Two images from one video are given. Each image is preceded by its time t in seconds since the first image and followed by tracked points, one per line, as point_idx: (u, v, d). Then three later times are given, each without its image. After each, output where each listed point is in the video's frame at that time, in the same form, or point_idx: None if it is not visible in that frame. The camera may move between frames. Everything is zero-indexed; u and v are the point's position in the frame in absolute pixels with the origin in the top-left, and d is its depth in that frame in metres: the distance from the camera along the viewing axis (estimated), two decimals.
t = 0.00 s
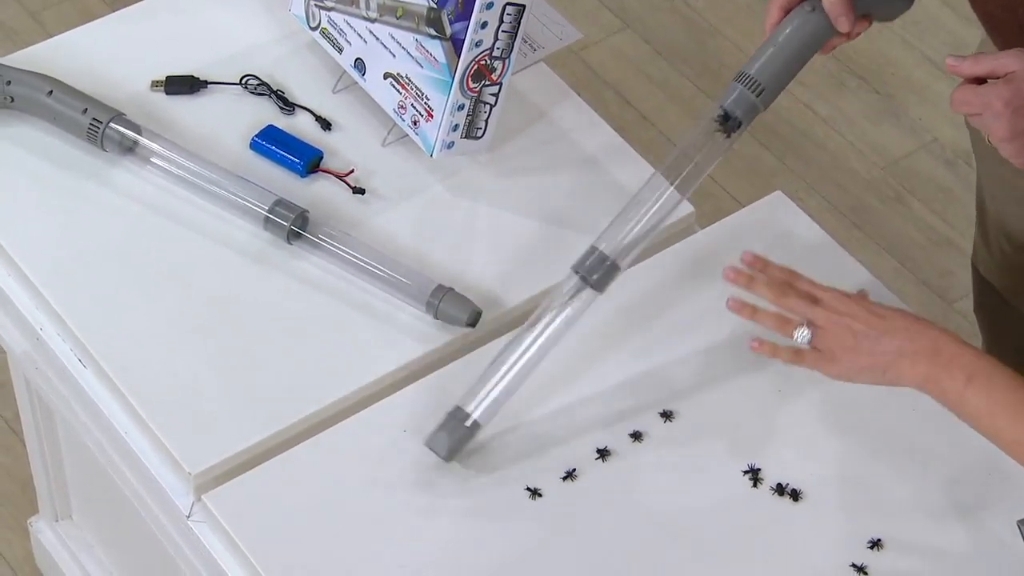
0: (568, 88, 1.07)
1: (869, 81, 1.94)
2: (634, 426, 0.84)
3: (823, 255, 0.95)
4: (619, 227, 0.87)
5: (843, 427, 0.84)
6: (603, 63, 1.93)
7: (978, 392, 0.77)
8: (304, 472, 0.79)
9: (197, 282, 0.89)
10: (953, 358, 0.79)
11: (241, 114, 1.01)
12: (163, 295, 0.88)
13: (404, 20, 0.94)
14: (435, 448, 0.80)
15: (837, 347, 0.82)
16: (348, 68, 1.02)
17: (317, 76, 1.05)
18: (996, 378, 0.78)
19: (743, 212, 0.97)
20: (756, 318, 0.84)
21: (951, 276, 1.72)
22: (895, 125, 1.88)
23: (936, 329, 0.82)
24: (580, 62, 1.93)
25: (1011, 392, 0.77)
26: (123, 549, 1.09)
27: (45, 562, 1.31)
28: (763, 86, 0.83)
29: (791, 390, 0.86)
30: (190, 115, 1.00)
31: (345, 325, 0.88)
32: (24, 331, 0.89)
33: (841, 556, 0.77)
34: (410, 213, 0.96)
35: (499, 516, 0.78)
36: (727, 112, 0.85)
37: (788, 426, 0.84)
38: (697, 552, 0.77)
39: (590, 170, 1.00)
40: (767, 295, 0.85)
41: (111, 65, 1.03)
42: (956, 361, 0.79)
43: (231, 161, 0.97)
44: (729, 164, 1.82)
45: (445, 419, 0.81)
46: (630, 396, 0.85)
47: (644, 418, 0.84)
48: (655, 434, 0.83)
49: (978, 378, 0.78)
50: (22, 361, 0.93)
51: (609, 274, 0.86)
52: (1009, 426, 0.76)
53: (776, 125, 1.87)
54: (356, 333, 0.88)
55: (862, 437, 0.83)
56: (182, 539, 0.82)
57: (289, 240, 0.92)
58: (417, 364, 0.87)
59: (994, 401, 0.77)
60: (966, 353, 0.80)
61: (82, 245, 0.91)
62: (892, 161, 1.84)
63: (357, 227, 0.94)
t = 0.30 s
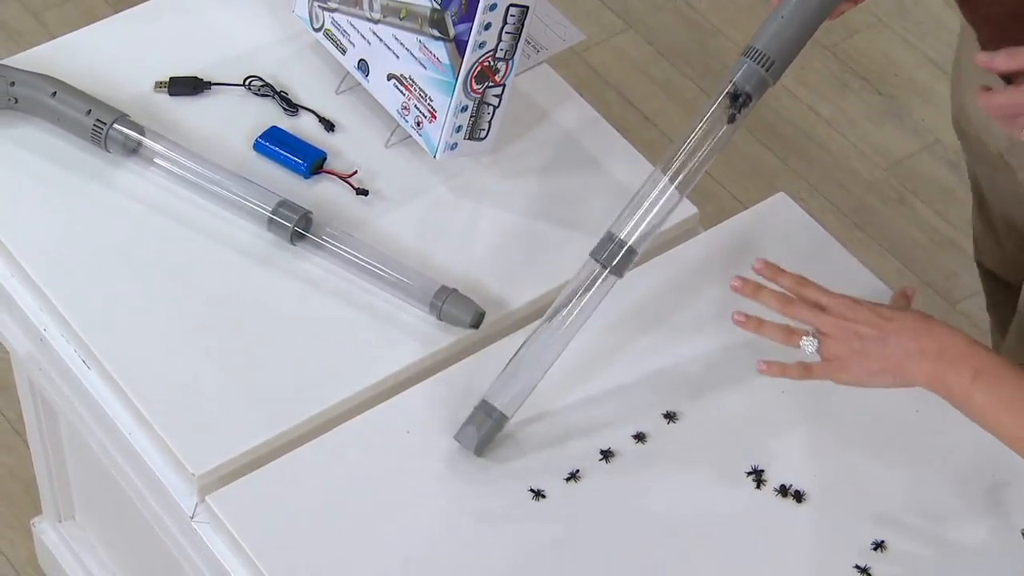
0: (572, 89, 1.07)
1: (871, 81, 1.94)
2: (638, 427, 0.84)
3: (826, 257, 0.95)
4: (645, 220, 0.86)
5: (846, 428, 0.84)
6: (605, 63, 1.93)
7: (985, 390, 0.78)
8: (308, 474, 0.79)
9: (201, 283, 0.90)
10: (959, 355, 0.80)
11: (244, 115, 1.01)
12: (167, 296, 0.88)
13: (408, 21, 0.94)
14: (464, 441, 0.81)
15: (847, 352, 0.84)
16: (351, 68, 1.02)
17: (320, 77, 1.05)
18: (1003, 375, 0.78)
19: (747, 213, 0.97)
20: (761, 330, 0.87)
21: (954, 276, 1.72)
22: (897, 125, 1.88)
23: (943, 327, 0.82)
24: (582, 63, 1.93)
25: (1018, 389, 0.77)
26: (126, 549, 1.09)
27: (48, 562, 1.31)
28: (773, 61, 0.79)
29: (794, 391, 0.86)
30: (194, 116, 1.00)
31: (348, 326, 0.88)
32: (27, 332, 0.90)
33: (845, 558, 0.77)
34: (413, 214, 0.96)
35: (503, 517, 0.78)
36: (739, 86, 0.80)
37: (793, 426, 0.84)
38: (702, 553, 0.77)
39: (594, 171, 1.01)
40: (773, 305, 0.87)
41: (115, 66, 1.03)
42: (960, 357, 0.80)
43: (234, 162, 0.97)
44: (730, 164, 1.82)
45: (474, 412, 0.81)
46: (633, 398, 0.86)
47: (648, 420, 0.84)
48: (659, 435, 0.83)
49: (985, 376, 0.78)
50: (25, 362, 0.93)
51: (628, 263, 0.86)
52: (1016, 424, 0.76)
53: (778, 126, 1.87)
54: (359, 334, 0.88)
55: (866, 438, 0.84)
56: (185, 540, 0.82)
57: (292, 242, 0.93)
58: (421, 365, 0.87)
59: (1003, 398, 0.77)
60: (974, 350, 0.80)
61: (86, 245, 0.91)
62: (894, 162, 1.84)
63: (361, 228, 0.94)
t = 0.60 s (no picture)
0: (572, 90, 1.07)
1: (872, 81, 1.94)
2: (638, 428, 0.84)
3: (826, 258, 0.95)
4: (633, 203, 0.84)
5: (845, 428, 0.84)
6: (605, 63, 1.93)
7: (1015, 409, 0.80)
8: (309, 474, 0.79)
9: (201, 283, 0.90)
10: (987, 374, 0.82)
11: (245, 115, 1.01)
12: (167, 296, 0.88)
13: (409, 21, 0.94)
14: (472, 441, 0.81)
15: (873, 370, 0.85)
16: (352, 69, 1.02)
17: (321, 77, 1.05)
18: None
19: (747, 214, 0.98)
20: (788, 347, 0.86)
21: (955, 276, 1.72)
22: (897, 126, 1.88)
23: (965, 347, 0.85)
24: (582, 62, 1.93)
25: None
26: (126, 549, 1.09)
27: (49, 562, 1.31)
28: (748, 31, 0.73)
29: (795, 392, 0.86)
30: (195, 116, 1.00)
31: (349, 326, 0.88)
32: (28, 332, 0.89)
33: (846, 558, 0.77)
34: (414, 214, 0.96)
35: (504, 517, 0.78)
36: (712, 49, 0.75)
37: (793, 426, 0.84)
38: (702, 553, 0.77)
39: (594, 171, 1.01)
40: (800, 324, 0.87)
41: (116, 66, 1.03)
42: (986, 375, 0.82)
43: (234, 162, 0.97)
44: (730, 164, 1.82)
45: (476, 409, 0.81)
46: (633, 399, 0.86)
47: (648, 420, 0.84)
48: (660, 435, 0.84)
49: (1012, 394, 0.81)
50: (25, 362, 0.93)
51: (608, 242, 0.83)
52: None
53: (778, 126, 1.87)
54: (360, 334, 0.88)
55: (866, 439, 0.84)
56: (186, 540, 0.82)
57: (293, 242, 0.93)
58: (421, 365, 0.87)
59: None
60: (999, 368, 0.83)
61: (86, 245, 0.91)
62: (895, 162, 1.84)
63: (362, 228, 0.94)
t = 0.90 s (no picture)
0: (572, 90, 1.07)
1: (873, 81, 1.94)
2: (638, 428, 0.84)
3: (825, 258, 0.95)
4: (599, 174, 0.86)
5: (845, 429, 0.84)
6: (606, 64, 1.94)
7: None
8: (307, 473, 0.79)
9: (201, 283, 0.90)
10: None
11: (245, 115, 1.01)
12: (167, 296, 0.88)
13: (408, 22, 0.94)
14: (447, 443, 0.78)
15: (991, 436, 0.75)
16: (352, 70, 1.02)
17: (321, 78, 1.05)
18: None
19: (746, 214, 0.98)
20: (889, 385, 0.77)
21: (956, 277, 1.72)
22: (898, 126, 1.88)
23: None
24: (582, 64, 1.93)
25: None
26: (126, 549, 1.10)
27: (50, 563, 1.32)
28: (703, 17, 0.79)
29: (794, 393, 0.86)
30: (195, 117, 1.00)
31: (349, 326, 0.88)
32: (28, 332, 0.90)
33: (845, 558, 0.77)
34: (413, 214, 0.96)
35: (502, 516, 0.78)
36: (665, 40, 0.81)
37: (791, 426, 0.84)
38: (701, 553, 0.77)
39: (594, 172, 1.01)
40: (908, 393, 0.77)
41: (116, 67, 1.03)
42: None
43: (234, 162, 0.97)
44: (731, 165, 1.82)
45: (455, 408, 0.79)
46: (633, 399, 0.86)
47: (647, 420, 0.84)
48: (659, 435, 0.84)
49: None
50: (26, 363, 0.93)
51: (585, 232, 0.84)
52: None
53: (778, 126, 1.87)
54: (359, 334, 0.88)
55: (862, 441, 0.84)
56: (186, 541, 0.82)
57: (293, 242, 0.93)
58: (421, 365, 0.87)
59: None
60: None
61: (85, 245, 0.91)
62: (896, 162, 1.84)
63: (361, 228, 0.94)
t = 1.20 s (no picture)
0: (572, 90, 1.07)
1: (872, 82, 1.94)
2: (638, 428, 0.84)
3: (825, 257, 0.95)
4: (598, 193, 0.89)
5: (846, 429, 0.84)
6: (606, 64, 1.94)
7: None
8: (307, 473, 0.79)
9: (200, 283, 0.90)
10: None
11: (245, 115, 1.01)
12: (166, 296, 0.88)
13: (408, 22, 0.94)
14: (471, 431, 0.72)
15: None
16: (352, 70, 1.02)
17: (321, 79, 1.05)
18: None
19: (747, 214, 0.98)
20: None
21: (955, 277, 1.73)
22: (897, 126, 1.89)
23: None
24: (582, 64, 1.93)
25: None
26: (126, 549, 1.10)
27: (50, 564, 1.32)
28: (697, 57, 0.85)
29: (795, 392, 0.86)
30: (195, 117, 1.00)
31: (348, 326, 0.88)
32: (28, 332, 0.90)
33: (845, 558, 0.77)
34: (414, 214, 0.96)
35: (503, 516, 0.78)
36: (665, 86, 0.85)
37: (792, 425, 0.84)
38: (702, 552, 0.77)
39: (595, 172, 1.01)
40: None
41: (115, 67, 1.03)
42: None
43: (234, 162, 0.97)
44: (731, 165, 1.82)
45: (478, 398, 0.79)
46: (632, 399, 0.86)
47: (647, 420, 0.84)
48: (659, 435, 0.84)
49: None
50: (26, 363, 0.93)
51: (606, 240, 0.86)
52: None
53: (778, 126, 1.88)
54: (359, 335, 0.88)
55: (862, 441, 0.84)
56: (188, 542, 0.82)
57: (293, 242, 0.93)
58: (421, 364, 0.87)
59: None
60: None
61: (85, 245, 0.91)
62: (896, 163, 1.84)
63: (361, 228, 0.94)
